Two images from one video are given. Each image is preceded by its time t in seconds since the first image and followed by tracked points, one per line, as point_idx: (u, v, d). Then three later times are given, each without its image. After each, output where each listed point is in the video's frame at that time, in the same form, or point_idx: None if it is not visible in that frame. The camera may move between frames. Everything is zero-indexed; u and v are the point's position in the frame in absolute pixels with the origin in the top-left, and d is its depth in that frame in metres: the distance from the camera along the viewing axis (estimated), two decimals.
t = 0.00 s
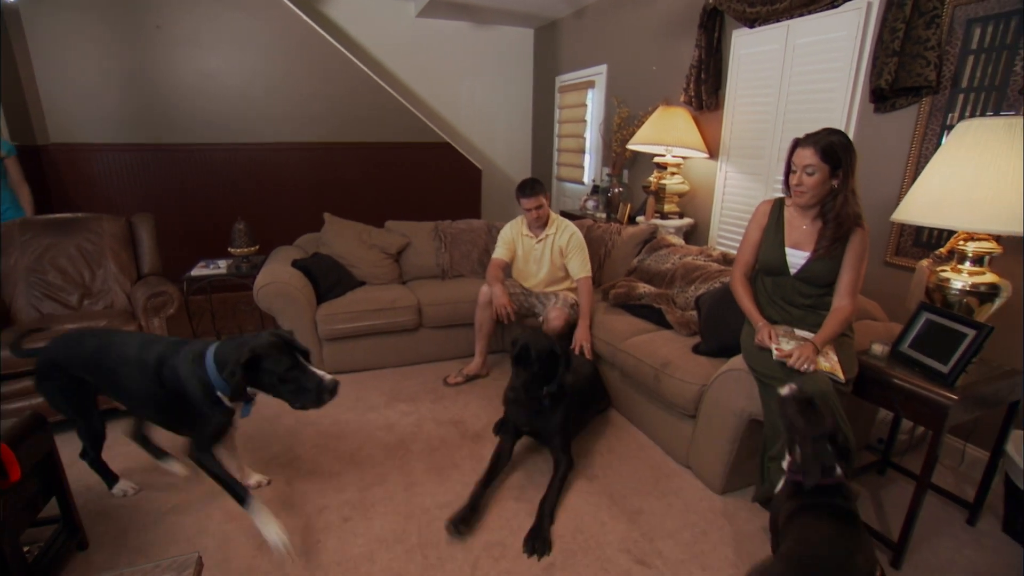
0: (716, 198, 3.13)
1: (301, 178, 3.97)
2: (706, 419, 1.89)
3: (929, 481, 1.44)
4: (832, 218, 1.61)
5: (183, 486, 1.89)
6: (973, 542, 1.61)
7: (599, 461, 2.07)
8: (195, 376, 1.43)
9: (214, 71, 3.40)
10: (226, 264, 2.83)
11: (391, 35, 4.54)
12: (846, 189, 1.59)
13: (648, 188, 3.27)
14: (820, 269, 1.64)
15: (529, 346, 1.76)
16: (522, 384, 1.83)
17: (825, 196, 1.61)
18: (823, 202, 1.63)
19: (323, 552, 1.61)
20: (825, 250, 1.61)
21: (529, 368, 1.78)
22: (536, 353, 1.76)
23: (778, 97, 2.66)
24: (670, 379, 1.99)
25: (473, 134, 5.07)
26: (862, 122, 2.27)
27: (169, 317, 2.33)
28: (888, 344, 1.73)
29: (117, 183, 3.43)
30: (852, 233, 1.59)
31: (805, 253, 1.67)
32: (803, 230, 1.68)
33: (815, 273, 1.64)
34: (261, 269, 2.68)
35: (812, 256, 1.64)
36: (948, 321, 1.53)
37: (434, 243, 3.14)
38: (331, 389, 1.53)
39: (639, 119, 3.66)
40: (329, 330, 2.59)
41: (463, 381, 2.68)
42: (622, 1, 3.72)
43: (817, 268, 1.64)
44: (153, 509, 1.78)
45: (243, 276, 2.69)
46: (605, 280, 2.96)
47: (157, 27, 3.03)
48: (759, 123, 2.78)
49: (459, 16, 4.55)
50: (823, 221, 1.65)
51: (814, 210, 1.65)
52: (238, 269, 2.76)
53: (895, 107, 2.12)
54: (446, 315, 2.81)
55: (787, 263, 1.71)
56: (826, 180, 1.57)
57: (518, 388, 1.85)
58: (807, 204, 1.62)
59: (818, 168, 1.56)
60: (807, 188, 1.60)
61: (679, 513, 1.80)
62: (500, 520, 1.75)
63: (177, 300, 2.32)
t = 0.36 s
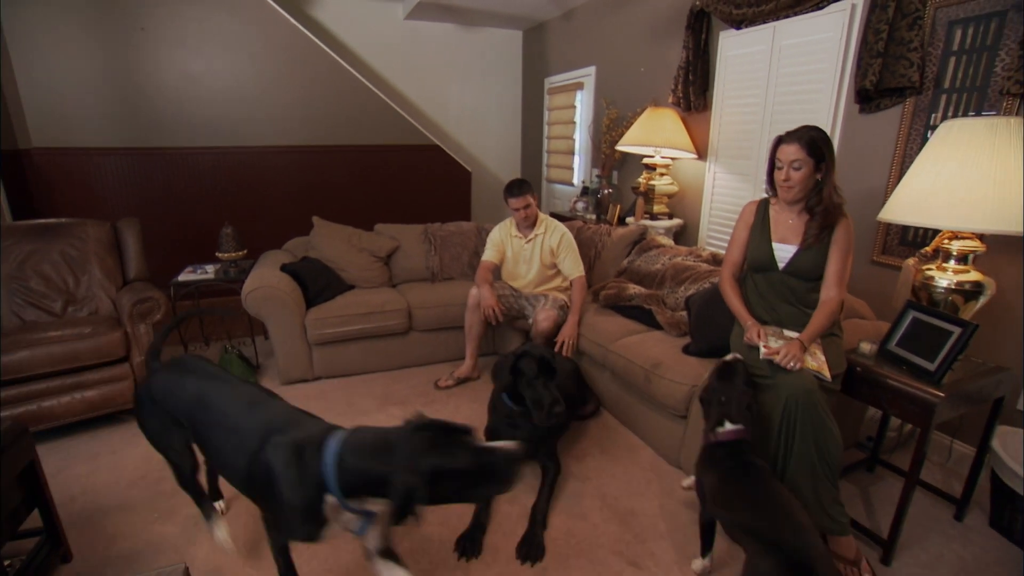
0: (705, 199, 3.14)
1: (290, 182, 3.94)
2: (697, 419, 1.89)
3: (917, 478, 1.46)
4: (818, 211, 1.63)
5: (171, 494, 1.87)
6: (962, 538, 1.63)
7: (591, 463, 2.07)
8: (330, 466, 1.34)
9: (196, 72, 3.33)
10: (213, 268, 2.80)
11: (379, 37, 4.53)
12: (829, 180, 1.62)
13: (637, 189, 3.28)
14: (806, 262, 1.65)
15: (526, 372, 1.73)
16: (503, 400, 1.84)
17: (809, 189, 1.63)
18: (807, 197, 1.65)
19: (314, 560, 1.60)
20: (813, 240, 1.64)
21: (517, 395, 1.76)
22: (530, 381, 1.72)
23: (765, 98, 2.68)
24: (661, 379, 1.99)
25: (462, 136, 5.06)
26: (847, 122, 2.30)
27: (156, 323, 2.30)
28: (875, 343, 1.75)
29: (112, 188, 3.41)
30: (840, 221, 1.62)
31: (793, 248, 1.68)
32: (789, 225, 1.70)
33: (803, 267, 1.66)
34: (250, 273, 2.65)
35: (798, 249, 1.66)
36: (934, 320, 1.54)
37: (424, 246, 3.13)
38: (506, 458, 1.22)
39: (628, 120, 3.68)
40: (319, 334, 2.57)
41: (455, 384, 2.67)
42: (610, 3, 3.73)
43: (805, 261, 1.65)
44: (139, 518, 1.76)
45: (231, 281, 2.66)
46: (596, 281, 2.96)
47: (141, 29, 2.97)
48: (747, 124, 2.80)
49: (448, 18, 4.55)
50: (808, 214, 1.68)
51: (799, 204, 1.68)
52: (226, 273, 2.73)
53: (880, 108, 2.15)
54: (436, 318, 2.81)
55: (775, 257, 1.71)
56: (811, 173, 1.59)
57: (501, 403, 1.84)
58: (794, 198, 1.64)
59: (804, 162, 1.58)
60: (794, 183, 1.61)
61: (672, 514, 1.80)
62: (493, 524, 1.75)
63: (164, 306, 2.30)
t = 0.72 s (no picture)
0: (700, 196, 3.14)
1: (283, 181, 3.92)
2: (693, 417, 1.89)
3: (912, 472, 1.47)
4: (805, 206, 1.64)
5: (165, 497, 1.86)
6: (956, 532, 1.64)
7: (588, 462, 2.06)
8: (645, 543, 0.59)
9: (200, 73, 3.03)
10: (206, 269, 2.78)
11: (371, 36, 4.51)
12: (816, 175, 1.63)
13: (631, 187, 3.28)
14: (796, 254, 1.65)
15: (557, 350, 1.70)
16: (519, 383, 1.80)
17: (797, 185, 1.64)
18: (795, 192, 1.66)
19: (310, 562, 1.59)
20: (802, 231, 1.64)
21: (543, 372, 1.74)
22: (561, 358, 1.69)
23: (760, 95, 2.68)
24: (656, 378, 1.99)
25: (456, 135, 5.05)
26: (841, 119, 2.30)
27: (148, 324, 2.27)
28: (870, 339, 1.76)
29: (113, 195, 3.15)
30: (826, 215, 1.63)
31: (782, 242, 1.69)
32: (778, 221, 1.71)
33: (792, 260, 1.66)
34: (243, 274, 2.64)
35: (789, 243, 1.66)
36: (927, 316, 1.56)
37: (419, 245, 3.13)
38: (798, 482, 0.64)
39: (622, 118, 3.67)
40: (313, 335, 2.55)
41: (450, 383, 2.66)
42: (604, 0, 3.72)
43: (795, 253, 1.65)
44: (132, 521, 1.75)
45: (224, 281, 2.65)
46: (591, 279, 2.96)
47: None
48: (741, 121, 2.80)
49: (441, 16, 4.53)
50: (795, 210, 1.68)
51: (786, 199, 1.68)
52: (219, 273, 2.72)
53: (873, 105, 2.15)
54: (431, 317, 2.80)
55: (766, 252, 1.72)
56: (799, 168, 1.60)
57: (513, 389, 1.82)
58: (780, 192, 1.64)
59: (792, 157, 1.59)
60: (783, 178, 1.62)
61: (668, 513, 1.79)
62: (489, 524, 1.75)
63: (155, 306, 2.26)
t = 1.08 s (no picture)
0: (695, 196, 3.17)
1: (278, 182, 3.90)
2: (692, 415, 1.91)
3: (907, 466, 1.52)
4: (796, 203, 1.66)
5: (164, 500, 1.85)
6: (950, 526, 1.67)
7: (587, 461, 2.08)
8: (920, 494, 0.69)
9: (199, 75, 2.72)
10: (202, 271, 2.76)
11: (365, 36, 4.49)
12: (807, 174, 1.65)
13: (627, 186, 3.30)
14: (790, 251, 1.67)
15: (542, 347, 1.74)
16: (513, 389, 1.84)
17: (787, 184, 1.65)
18: (785, 192, 1.67)
19: (312, 563, 1.59)
20: (794, 230, 1.66)
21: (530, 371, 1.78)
22: (547, 356, 1.73)
23: (754, 96, 2.70)
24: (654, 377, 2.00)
25: (451, 135, 5.05)
26: (834, 119, 2.33)
27: (142, 327, 2.29)
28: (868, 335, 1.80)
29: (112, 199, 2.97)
30: (818, 211, 1.66)
31: (775, 242, 1.70)
32: (770, 220, 1.73)
33: (786, 258, 1.68)
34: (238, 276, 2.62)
35: (780, 243, 1.68)
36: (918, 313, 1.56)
37: (415, 246, 3.12)
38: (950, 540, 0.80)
39: (617, 118, 3.69)
40: (310, 336, 2.55)
41: (448, 384, 2.66)
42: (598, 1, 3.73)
43: (789, 251, 1.67)
44: (130, 525, 1.74)
45: (219, 284, 2.62)
46: (587, 278, 2.98)
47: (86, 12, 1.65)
48: (736, 121, 2.82)
49: (434, 16, 4.52)
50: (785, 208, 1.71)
51: (777, 200, 1.70)
52: (214, 276, 2.69)
53: (866, 105, 2.19)
54: (428, 318, 2.80)
55: (758, 252, 1.74)
56: (790, 168, 1.61)
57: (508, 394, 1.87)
58: (771, 191, 1.66)
59: (784, 158, 1.60)
60: (775, 177, 1.62)
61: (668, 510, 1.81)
62: (490, 523, 1.76)
63: (150, 310, 2.27)
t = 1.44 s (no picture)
0: (681, 197, 3.23)
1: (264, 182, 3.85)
2: (683, 413, 1.96)
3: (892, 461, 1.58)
4: (788, 209, 1.71)
5: (156, 506, 1.82)
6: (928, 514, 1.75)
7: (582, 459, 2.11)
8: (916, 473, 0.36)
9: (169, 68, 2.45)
10: (189, 273, 2.73)
11: (350, 36, 4.47)
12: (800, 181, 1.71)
13: (614, 187, 3.35)
14: (781, 257, 1.74)
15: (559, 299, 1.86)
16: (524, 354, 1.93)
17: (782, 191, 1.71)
18: (779, 197, 1.73)
19: (311, 565, 1.59)
20: (787, 235, 1.72)
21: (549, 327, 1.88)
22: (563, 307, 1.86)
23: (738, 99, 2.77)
24: (647, 375, 2.05)
25: (436, 136, 5.05)
26: (817, 122, 2.40)
27: (130, 331, 2.24)
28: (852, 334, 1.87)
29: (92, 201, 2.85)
30: (810, 217, 1.71)
31: (768, 245, 1.76)
32: (762, 223, 1.78)
33: (779, 262, 1.74)
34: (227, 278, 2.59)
35: (774, 246, 1.74)
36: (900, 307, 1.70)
37: (404, 247, 3.12)
38: None
39: (603, 120, 3.73)
40: (301, 338, 2.54)
41: (440, 385, 2.67)
42: (584, 4, 3.78)
43: (780, 257, 1.74)
44: (123, 532, 1.71)
45: (207, 286, 2.60)
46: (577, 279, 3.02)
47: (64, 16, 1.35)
48: (720, 124, 2.89)
49: (420, 17, 4.52)
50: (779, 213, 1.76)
51: (771, 205, 1.75)
52: (202, 278, 2.66)
53: (846, 110, 2.26)
54: (418, 319, 2.80)
55: (751, 255, 1.79)
56: (786, 175, 1.67)
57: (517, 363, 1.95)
58: (767, 198, 1.72)
59: (780, 165, 1.64)
60: (771, 184, 1.68)
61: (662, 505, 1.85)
62: (489, 521, 1.77)
63: (138, 312, 2.23)
